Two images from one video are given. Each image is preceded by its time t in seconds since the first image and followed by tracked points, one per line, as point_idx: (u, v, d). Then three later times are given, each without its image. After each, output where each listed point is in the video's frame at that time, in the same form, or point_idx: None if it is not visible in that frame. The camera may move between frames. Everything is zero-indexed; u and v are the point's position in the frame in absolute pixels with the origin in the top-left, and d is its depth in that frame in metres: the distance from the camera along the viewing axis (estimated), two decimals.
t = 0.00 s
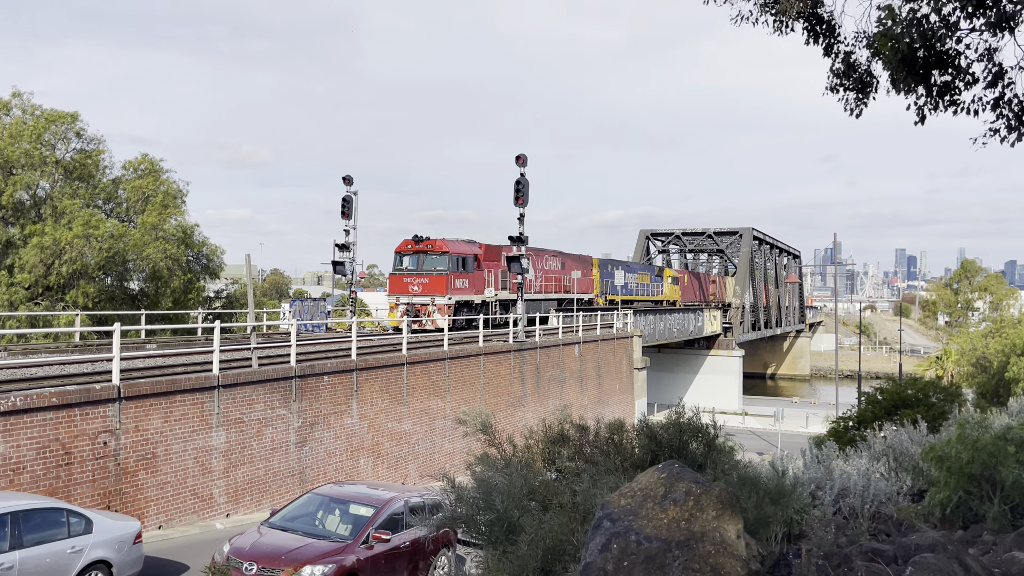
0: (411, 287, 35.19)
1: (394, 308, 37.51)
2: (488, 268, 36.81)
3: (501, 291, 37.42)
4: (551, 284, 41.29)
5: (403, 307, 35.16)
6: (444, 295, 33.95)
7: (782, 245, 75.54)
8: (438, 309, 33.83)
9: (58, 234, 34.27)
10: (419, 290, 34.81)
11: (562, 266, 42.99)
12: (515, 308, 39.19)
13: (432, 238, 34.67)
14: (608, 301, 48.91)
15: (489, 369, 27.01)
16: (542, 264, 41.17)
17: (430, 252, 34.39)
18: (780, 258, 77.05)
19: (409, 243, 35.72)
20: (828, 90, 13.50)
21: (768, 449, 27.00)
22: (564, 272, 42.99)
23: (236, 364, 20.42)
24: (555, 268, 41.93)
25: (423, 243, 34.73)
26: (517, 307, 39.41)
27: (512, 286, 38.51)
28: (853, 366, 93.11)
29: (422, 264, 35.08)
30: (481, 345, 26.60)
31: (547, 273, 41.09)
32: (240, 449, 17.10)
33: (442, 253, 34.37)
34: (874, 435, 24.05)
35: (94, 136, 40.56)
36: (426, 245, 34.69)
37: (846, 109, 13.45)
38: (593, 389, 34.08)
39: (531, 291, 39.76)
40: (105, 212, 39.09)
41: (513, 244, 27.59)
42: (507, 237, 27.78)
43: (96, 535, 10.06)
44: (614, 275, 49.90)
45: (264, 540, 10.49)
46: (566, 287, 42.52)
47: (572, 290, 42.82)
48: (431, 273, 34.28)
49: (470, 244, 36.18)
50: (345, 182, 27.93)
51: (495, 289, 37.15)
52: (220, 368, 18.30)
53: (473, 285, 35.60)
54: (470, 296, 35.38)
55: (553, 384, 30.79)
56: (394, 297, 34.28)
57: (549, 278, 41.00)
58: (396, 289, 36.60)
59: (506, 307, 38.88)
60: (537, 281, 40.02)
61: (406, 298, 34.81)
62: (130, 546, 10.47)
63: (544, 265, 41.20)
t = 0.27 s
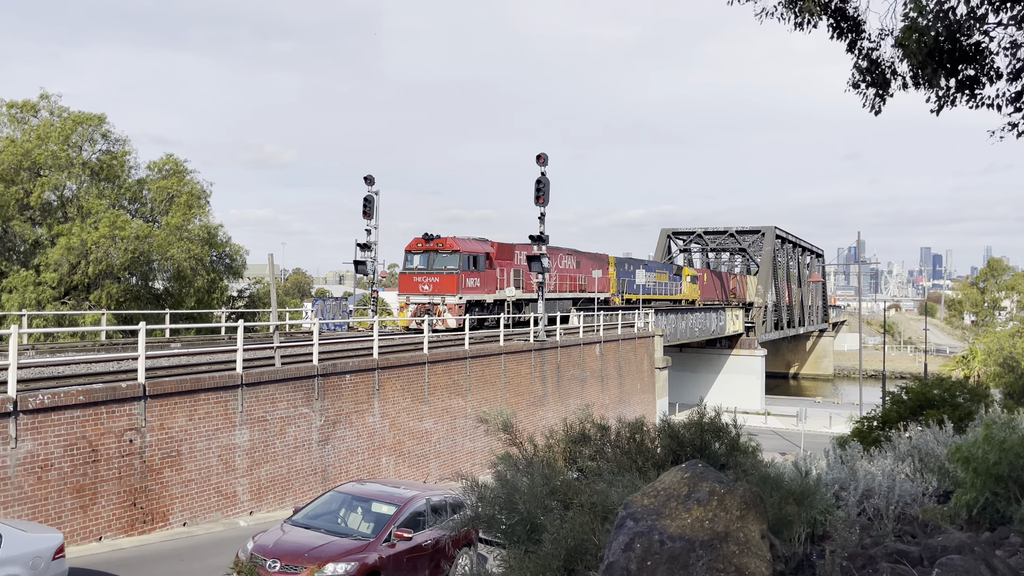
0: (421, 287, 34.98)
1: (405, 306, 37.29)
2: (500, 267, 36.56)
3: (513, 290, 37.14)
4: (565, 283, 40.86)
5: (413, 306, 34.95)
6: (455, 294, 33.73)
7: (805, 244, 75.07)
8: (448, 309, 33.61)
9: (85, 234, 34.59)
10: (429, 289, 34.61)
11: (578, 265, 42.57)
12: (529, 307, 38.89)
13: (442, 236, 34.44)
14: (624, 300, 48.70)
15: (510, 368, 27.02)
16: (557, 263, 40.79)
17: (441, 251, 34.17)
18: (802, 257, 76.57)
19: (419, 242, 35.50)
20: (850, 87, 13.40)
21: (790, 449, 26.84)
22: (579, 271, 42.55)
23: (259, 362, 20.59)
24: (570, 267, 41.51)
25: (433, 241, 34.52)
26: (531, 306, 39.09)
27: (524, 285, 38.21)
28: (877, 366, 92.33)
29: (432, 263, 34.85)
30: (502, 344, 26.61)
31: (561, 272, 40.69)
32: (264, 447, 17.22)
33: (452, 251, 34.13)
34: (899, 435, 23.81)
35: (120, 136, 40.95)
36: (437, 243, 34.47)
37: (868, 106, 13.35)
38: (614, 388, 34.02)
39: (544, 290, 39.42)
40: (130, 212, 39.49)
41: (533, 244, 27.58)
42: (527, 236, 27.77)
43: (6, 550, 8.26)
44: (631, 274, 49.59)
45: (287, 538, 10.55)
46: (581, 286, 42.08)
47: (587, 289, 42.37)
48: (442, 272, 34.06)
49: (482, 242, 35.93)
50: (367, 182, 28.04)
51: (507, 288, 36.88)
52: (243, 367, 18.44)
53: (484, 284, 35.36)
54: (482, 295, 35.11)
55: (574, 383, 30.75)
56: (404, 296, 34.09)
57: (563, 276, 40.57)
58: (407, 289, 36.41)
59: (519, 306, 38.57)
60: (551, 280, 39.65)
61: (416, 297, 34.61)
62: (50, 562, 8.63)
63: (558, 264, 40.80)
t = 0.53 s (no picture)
0: (430, 285, 34.86)
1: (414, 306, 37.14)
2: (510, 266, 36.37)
3: (524, 289, 36.93)
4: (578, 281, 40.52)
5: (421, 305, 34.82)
6: (463, 293, 33.57)
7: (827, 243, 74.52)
8: (457, 308, 33.43)
9: (110, 235, 34.83)
10: (437, 288, 34.49)
11: (591, 264, 42.24)
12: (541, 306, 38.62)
13: (451, 235, 34.33)
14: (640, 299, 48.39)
15: (529, 367, 27.02)
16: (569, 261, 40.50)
17: (450, 249, 34.05)
18: (824, 256, 76.02)
19: (428, 240, 35.40)
20: (868, 81, 13.26)
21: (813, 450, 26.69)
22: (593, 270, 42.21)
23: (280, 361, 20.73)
24: (584, 265, 41.18)
25: (442, 240, 34.41)
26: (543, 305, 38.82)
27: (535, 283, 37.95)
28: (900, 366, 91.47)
29: (440, 261, 34.72)
30: (521, 343, 26.61)
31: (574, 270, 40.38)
32: (285, 445, 17.33)
33: (461, 250, 34.00)
34: (922, 436, 23.58)
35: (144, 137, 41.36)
36: (446, 242, 34.37)
37: (888, 101, 13.23)
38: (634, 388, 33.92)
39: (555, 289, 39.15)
40: (153, 212, 39.92)
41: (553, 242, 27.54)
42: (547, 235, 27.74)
43: None
44: (646, 273, 49.28)
45: (308, 535, 10.62)
46: (595, 285, 41.70)
47: (601, 288, 42.02)
48: (450, 270, 33.92)
49: (491, 241, 35.76)
50: (386, 181, 28.15)
51: (517, 287, 36.68)
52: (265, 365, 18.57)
53: (494, 283, 35.16)
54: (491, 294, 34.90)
55: (593, 382, 30.70)
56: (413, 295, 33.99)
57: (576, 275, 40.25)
58: (415, 288, 36.27)
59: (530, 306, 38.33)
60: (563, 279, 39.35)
61: (424, 296, 34.49)
62: None
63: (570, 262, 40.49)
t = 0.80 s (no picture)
0: (435, 284, 34.52)
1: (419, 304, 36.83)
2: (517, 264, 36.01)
3: (531, 288, 36.54)
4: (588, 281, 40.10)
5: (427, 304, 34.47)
6: (469, 292, 33.22)
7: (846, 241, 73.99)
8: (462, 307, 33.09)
9: (129, 234, 34.90)
10: (442, 286, 34.14)
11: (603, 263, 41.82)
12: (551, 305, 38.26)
13: (457, 232, 33.99)
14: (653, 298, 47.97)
15: (547, 365, 27.00)
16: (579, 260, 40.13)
17: (455, 247, 33.71)
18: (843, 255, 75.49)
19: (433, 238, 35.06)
20: (887, 77, 13.12)
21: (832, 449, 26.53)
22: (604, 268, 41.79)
23: (298, 360, 20.83)
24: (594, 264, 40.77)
25: (447, 237, 34.07)
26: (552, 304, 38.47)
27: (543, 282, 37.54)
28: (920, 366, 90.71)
29: (445, 260, 34.36)
30: (538, 342, 26.61)
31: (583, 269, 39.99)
32: (303, 443, 17.40)
33: (467, 248, 33.66)
34: (943, 436, 23.39)
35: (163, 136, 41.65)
36: (451, 240, 34.03)
37: (907, 97, 13.09)
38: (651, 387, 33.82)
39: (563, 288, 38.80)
40: (172, 212, 40.19)
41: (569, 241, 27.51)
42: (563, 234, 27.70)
43: None
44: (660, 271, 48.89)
45: (326, 533, 10.65)
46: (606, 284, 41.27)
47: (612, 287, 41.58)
48: (455, 269, 33.55)
49: (498, 238, 35.41)
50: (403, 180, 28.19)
51: (525, 286, 36.32)
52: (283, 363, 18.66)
53: (501, 281, 34.81)
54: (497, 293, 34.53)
55: (610, 381, 30.64)
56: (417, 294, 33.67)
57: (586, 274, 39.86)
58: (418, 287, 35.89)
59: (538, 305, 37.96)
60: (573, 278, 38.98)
61: (429, 295, 34.14)
62: None
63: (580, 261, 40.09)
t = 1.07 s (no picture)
0: (438, 283, 34.47)
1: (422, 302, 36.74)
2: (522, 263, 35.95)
3: (536, 287, 36.45)
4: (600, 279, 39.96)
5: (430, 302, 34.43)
6: (472, 290, 33.16)
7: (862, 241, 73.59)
8: (465, 305, 33.03)
9: (145, 233, 35.15)
10: (445, 285, 34.10)
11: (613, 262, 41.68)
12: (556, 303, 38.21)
13: (460, 231, 33.97)
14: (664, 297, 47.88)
15: (561, 365, 26.99)
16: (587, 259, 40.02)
17: (458, 245, 33.69)
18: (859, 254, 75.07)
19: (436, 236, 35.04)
20: (904, 74, 13.04)
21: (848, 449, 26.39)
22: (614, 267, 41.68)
23: (313, 358, 20.90)
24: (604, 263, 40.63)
25: (450, 235, 34.04)
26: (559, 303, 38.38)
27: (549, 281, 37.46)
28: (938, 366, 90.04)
29: (448, 258, 34.32)
30: (553, 341, 26.60)
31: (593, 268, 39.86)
32: (318, 441, 17.46)
33: (470, 246, 33.62)
34: (961, 436, 23.22)
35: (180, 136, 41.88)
36: (455, 238, 34.00)
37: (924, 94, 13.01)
38: (666, 386, 33.75)
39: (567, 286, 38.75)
40: (189, 211, 40.40)
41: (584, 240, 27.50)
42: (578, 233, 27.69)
43: None
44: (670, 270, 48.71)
45: (340, 531, 10.68)
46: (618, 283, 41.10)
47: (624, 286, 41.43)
48: (457, 267, 33.51)
49: (502, 237, 35.36)
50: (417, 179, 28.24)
51: (530, 285, 36.23)
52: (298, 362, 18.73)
53: (505, 280, 34.73)
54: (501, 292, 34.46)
55: (625, 380, 30.59)
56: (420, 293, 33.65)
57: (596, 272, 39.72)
58: (420, 285, 35.83)
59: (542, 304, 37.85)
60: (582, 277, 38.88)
61: (432, 293, 34.10)
62: None
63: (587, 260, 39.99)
